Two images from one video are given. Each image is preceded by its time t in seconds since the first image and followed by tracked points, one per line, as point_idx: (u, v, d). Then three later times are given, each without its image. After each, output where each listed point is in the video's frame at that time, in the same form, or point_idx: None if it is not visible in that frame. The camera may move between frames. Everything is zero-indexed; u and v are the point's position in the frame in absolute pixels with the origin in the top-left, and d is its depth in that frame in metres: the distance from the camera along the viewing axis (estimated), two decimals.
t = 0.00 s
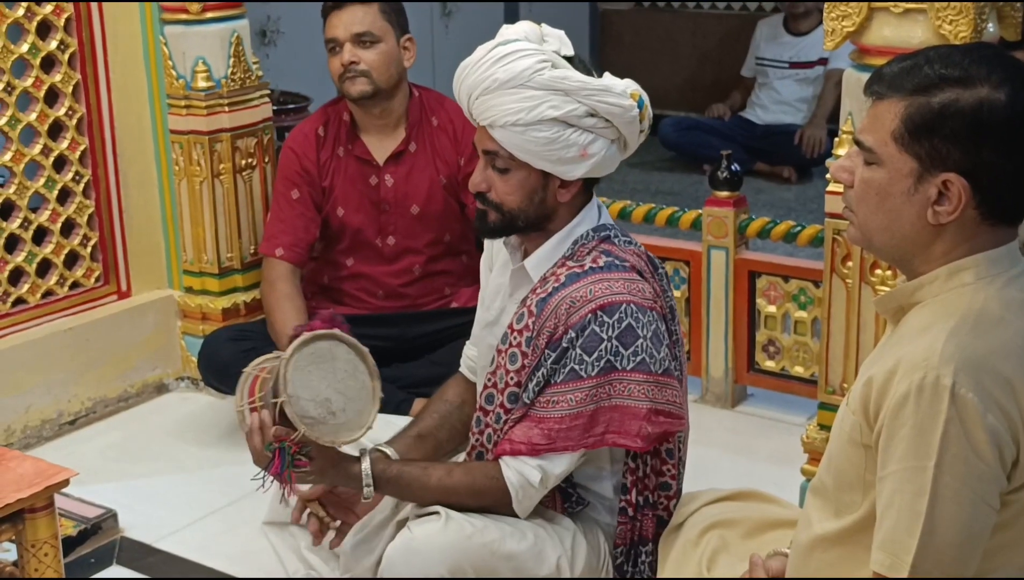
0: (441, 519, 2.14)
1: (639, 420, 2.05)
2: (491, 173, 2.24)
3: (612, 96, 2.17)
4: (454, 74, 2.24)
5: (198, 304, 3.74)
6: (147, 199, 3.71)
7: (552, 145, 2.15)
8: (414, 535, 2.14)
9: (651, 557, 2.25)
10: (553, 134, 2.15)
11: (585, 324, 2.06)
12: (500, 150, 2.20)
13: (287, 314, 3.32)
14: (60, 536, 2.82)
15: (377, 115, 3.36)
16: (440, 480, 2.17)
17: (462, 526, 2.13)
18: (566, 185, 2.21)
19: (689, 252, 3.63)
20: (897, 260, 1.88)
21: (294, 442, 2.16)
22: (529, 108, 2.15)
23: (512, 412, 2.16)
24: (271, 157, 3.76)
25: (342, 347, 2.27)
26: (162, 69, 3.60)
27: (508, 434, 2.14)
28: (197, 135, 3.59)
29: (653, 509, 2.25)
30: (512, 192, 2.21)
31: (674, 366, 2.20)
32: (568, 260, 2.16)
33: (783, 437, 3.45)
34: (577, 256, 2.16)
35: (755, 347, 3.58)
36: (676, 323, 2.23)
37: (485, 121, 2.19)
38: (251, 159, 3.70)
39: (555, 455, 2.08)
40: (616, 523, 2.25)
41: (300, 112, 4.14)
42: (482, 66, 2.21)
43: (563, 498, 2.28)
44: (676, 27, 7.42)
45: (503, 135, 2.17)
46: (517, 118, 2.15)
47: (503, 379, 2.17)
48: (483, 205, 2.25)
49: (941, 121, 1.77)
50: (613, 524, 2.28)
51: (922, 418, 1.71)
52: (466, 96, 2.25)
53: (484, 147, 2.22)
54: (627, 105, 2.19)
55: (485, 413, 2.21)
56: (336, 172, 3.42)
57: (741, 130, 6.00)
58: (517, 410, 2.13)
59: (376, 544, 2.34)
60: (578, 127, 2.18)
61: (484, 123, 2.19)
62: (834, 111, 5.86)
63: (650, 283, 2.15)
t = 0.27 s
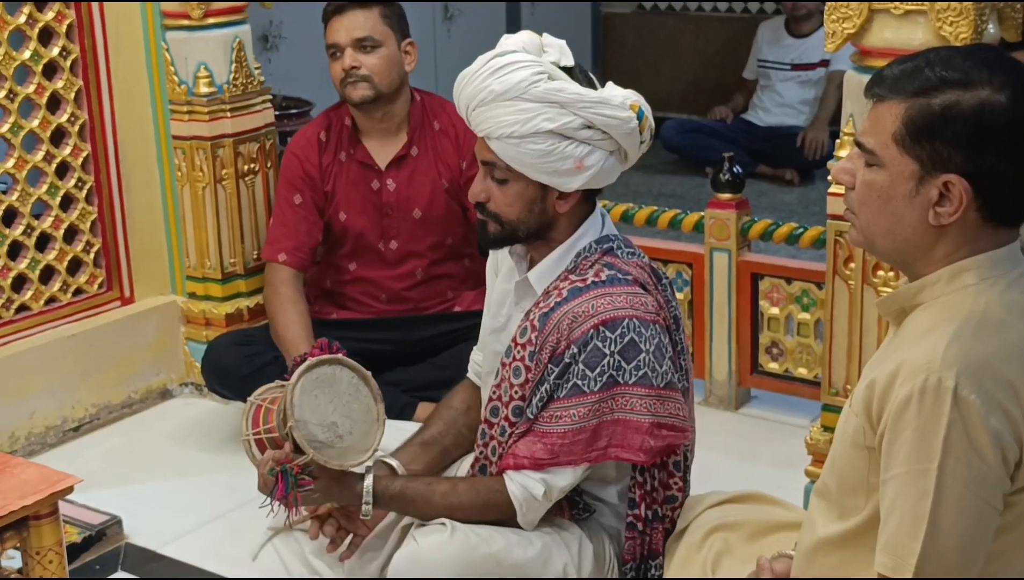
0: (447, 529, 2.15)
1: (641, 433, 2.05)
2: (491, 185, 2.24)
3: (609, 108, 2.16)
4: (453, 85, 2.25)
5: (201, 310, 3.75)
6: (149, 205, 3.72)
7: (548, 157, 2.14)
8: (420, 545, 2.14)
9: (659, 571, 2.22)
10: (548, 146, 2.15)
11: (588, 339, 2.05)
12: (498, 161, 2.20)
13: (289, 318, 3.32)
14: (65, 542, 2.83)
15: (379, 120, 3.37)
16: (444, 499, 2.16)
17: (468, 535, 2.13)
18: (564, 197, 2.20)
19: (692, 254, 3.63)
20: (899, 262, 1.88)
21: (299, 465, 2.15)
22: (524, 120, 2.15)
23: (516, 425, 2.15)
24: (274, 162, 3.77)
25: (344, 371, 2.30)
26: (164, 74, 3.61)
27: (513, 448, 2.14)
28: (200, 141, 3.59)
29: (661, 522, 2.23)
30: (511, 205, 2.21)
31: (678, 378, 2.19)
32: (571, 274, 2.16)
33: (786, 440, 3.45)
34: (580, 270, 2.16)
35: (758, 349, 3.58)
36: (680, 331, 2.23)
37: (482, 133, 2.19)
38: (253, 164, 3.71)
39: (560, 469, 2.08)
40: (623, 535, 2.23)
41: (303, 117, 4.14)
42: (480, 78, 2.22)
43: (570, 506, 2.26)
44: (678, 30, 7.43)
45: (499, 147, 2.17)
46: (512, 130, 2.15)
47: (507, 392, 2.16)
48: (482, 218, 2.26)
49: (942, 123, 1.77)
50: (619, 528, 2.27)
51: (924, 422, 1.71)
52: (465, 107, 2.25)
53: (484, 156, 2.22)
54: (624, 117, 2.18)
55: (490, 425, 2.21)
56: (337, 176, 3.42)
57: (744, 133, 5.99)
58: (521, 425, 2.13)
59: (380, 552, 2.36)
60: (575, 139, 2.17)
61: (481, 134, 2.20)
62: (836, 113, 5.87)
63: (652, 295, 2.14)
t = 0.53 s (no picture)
0: (451, 536, 2.14)
1: (645, 445, 2.03)
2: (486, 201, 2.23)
3: (598, 120, 2.15)
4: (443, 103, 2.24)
5: (204, 314, 3.75)
6: (152, 208, 3.73)
7: (538, 173, 2.13)
8: (425, 552, 2.14)
9: None
10: (538, 162, 2.13)
11: (591, 350, 2.04)
12: (492, 177, 2.19)
13: (292, 321, 3.33)
14: (68, 546, 2.83)
15: (381, 124, 3.36)
16: (450, 504, 2.16)
17: (472, 544, 2.13)
18: (560, 209, 2.20)
19: (695, 258, 3.63)
20: (902, 267, 1.89)
21: (304, 464, 2.14)
22: (512, 137, 2.14)
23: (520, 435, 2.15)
24: (277, 167, 3.78)
25: (351, 369, 2.30)
26: (167, 78, 3.62)
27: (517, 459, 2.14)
28: (202, 145, 3.59)
29: (664, 533, 2.22)
30: (508, 220, 2.21)
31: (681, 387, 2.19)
32: (575, 285, 2.15)
33: (788, 444, 3.45)
34: (584, 281, 2.15)
35: (761, 354, 3.58)
36: (684, 340, 2.22)
37: (473, 151, 2.19)
38: (256, 169, 3.71)
39: (564, 479, 2.07)
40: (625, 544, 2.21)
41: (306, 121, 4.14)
42: (469, 95, 2.21)
43: (575, 512, 2.25)
44: (681, 34, 7.43)
45: (490, 164, 2.16)
46: (501, 147, 2.14)
47: (511, 403, 2.16)
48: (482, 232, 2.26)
49: (944, 128, 1.77)
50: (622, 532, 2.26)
51: (926, 427, 1.71)
52: (456, 124, 2.24)
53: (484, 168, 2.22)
54: (614, 127, 2.16)
55: (494, 435, 2.20)
56: (340, 181, 3.42)
57: (746, 136, 6.02)
58: (525, 435, 2.13)
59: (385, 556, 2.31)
60: (565, 152, 2.16)
61: (472, 152, 2.19)
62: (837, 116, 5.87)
63: (657, 305, 2.13)
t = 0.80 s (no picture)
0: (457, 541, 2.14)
1: (652, 447, 2.03)
2: (498, 211, 2.22)
3: (602, 126, 2.15)
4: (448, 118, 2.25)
5: (207, 319, 3.76)
6: (156, 214, 3.73)
7: (545, 183, 2.13)
8: (431, 558, 2.14)
9: None
10: (544, 171, 2.13)
11: (599, 353, 2.04)
12: (501, 189, 2.20)
13: (296, 325, 3.34)
14: (72, 553, 2.83)
15: (383, 129, 3.37)
16: (457, 504, 2.14)
17: (478, 549, 2.12)
18: (570, 217, 2.19)
19: (699, 262, 3.64)
20: (905, 269, 1.89)
21: (312, 468, 2.14)
22: (517, 149, 2.14)
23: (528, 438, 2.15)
24: (280, 172, 3.78)
25: (344, 366, 2.23)
26: (169, 84, 3.62)
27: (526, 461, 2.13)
28: (205, 151, 3.60)
29: (669, 537, 2.21)
30: (518, 230, 2.20)
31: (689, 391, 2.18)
32: (584, 288, 2.15)
33: (792, 447, 3.45)
34: (592, 284, 2.15)
35: (764, 357, 3.57)
36: (692, 345, 2.21)
37: (480, 164, 2.19)
38: (259, 174, 3.72)
39: (571, 481, 2.07)
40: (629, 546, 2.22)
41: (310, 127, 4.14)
42: (472, 110, 2.21)
43: (584, 514, 2.23)
44: (683, 38, 7.44)
45: (497, 176, 2.16)
46: (507, 160, 2.14)
47: (519, 406, 2.15)
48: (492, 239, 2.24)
49: (946, 131, 1.77)
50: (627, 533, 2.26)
51: (931, 429, 1.71)
52: (461, 139, 2.25)
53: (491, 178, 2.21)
54: (619, 131, 2.16)
55: (502, 438, 2.21)
56: (343, 186, 3.42)
57: (750, 140, 6.03)
58: (533, 437, 2.12)
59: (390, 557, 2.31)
60: (571, 160, 2.16)
61: (479, 166, 2.19)
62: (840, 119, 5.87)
63: (665, 309, 2.12)
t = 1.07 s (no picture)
0: (461, 535, 2.24)
1: (657, 439, 2.11)
2: (516, 211, 2.29)
3: (617, 125, 2.22)
4: (468, 122, 2.32)
5: (219, 323, 3.85)
6: (169, 221, 3.83)
7: (565, 182, 2.20)
8: (437, 552, 2.23)
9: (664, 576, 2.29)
10: (564, 171, 2.20)
11: (609, 347, 2.12)
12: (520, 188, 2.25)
13: (305, 330, 3.43)
14: (88, 550, 2.92)
15: (389, 138, 3.46)
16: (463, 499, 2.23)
17: (482, 542, 2.22)
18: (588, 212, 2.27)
19: (696, 267, 3.72)
20: (898, 274, 1.97)
21: (321, 471, 2.24)
22: (537, 150, 2.21)
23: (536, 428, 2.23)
24: (288, 180, 3.88)
25: (354, 372, 2.33)
26: (181, 95, 3.71)
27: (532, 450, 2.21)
28: (217, 160, 3.70)
29: (668, 530, 2.29)
30: (538, 228, 2.27)
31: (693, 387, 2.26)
32: (593, 285, 2.24)
33: (788, 448, 3.54)
34: (601, 281, 2.24)
35: (760, 360, 3.66)
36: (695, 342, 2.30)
37: (500, 166, 2.26)
38: (269, 182, 3.82)
39: (575, 470, 2.15)
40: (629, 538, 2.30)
41: (317, 137, 4.24)
42: (491, 114, 2.28)
43: (583, 508, 2.34)
44: (681, 49, 7.54)
45: (518, 177, 2.23)
46: (527, 160, 2.21)
47: (528, 397, 2.23)
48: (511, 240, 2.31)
49: (937, 138, 1.86)
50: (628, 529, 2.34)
51: (921, 430, 1.79)
52: (481, 142, 2.32)
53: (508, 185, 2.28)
54: (633, 130, 2.23)
55: (509, 429, 2.27)
56: (351, 195, 3.52)
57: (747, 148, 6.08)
58: (542, 428, 2.20)
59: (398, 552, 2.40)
60: (588, 159, 2.23)
61: (500, 168, 2.26)
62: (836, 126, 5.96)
63: (671, 306, 2.21)
